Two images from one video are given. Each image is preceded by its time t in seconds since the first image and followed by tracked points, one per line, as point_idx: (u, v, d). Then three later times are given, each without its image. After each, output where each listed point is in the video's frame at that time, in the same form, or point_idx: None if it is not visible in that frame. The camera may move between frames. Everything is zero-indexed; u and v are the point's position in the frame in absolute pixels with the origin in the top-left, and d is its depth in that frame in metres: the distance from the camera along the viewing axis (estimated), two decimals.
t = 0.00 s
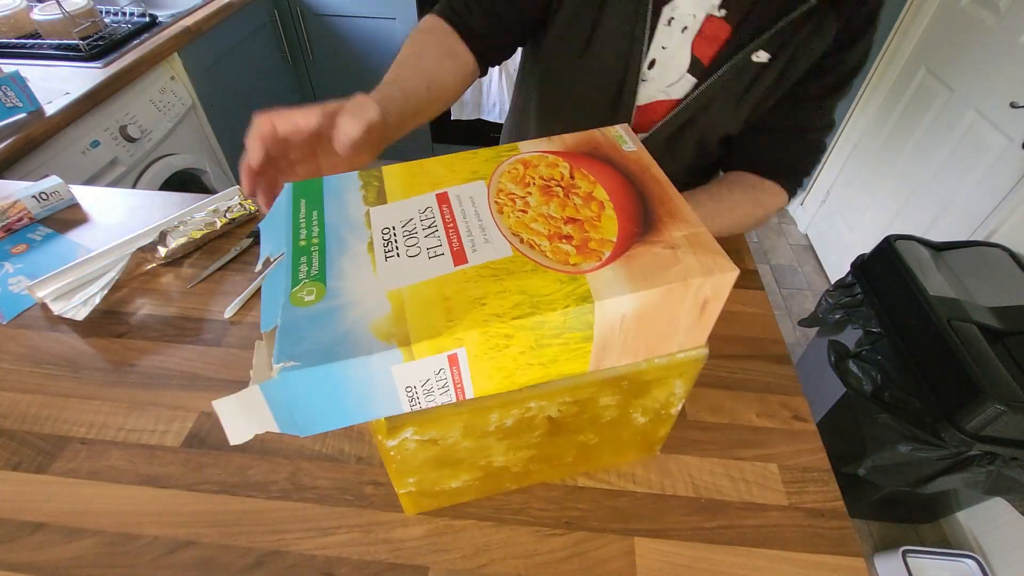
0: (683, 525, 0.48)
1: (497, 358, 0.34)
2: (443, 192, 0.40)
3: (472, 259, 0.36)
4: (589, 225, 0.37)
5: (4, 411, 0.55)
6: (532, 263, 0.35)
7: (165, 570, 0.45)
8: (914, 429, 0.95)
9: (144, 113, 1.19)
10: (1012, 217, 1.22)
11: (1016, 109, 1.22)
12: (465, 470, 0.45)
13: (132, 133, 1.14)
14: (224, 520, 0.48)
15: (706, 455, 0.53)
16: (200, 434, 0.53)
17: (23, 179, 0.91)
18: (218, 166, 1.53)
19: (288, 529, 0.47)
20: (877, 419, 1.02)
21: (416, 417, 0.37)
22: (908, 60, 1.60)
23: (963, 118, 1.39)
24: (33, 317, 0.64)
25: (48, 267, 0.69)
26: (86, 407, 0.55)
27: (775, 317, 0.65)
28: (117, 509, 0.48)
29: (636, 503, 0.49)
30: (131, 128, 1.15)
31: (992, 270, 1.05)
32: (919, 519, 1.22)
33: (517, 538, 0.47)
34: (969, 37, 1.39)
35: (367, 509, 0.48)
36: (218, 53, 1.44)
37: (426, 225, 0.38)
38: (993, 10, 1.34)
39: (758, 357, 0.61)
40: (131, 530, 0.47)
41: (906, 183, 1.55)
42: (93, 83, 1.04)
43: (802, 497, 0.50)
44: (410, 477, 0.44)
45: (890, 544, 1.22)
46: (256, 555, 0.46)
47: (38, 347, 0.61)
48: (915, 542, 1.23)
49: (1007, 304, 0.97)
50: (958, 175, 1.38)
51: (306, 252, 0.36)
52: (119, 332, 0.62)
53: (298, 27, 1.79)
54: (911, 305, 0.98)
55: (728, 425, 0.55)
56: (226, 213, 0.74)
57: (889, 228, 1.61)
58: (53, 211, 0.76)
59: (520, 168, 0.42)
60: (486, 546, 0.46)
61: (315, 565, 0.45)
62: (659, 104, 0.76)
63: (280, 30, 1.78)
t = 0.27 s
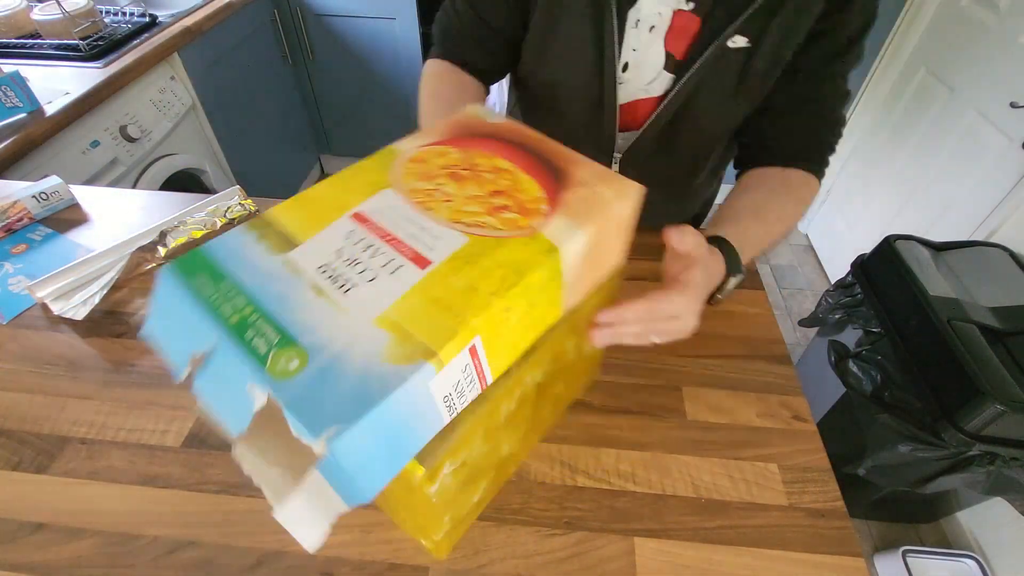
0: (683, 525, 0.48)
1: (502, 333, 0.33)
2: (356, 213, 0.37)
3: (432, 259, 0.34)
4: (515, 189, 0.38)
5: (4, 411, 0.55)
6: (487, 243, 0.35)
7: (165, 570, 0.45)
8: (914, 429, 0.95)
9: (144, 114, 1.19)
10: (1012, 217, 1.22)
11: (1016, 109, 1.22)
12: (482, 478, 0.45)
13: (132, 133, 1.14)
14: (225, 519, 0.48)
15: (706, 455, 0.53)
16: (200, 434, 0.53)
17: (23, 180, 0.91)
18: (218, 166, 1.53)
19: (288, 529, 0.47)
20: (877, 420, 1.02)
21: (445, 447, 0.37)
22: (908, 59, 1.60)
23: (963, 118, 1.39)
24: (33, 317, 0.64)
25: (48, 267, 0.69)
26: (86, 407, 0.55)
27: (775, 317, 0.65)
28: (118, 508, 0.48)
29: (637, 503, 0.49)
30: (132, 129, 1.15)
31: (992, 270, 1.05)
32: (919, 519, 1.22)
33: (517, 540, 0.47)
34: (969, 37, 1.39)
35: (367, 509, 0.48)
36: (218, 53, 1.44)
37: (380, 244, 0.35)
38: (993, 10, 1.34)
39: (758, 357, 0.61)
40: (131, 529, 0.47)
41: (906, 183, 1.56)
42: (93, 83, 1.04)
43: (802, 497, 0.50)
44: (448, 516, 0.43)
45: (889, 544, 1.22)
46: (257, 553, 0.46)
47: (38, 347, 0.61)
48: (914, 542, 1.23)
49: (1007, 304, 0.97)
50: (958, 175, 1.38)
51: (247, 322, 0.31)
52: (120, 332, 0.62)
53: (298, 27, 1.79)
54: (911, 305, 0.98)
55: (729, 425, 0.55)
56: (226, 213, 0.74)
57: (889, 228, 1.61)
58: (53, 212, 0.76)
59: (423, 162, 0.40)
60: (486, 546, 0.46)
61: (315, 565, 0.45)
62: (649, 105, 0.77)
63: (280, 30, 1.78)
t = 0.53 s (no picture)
0: (683, 525, 0.48)
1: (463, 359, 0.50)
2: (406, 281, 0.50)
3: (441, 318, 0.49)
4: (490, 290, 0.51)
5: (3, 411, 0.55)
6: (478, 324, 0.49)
7: (166, 570, 0.45)
8: (914, 429, 0.95)
9: (144, 114, 1.19)
10: (1013, 217, 1.22)
11: (1016, 109, 1.22)
12: (480, 459, 0.46)
13: (132, 133, 1.14)
14: (225, 520, 0.48)
15: (706, 455, 0.53)
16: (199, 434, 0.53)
17: (23, 179, 0.91)
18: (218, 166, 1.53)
19: (289, 529, 0.47)
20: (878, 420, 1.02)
21: (467, 431, 0.37)
22: (908, 60, 1.60)
23: (963, 118, 1.39)
24: (33, 317, 0.64)
25: (48, 267, 0.69)
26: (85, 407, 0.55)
27: (775, 317, 0.65)
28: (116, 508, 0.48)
29: (637, 503, 0.49)
30: (132, 128, 1.15)
31: (993, 271, 1.05)
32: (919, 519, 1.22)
33: (519, 540, 0.47)
34: (970, 37, 1.39)
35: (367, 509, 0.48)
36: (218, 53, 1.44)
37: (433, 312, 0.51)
38: (993, 10, 1.34)
39: (757, 357, 0.61)
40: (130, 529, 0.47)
41: (907, 183, 1.55)
42: (94, 83, 1.04)
43: (802, 497, 0.50)
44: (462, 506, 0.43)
45: (890, 545, 1.22)
46: (256, 553, 0.46)
47: (37, 347, 0.60)
48: (914, 542, 1.23)
49: (1007, 304, 0.97)
50: (958, 175, 1.38)
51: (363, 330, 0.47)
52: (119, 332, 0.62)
53: (298, 27, 1.79)
54: (911, 305, 0.98)
55: (728, 425, 0.55)
56: (226, 213, 0.74)
57: (889, 228, 1.61)
58: (53, 211, 0.76)
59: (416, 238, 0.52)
60: (487, 546, 0.46)
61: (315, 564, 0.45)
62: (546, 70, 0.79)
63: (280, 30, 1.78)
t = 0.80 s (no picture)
0: (682, 525, 0.48)
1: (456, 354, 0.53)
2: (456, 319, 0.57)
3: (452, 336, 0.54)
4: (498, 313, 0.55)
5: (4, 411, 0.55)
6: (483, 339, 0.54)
7: (166, 570, 0.45)
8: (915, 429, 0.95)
9: (144, 114, 1.19)
10: (1012, 217, 1.23)
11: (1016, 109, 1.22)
12: (484, 461, 0.46)
13: (132, 133, 1.14)
14: (225, 519, 0.48)
15: (706, 455, 0.53)
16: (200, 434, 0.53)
17: (23, 179, 0.91)
18: (218, 166, 1.53)
19: (289, 529, 0.47)
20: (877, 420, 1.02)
21: (470, 433, 0.37)
22: (908, 60, 1.60)
23: (963, 118, 1.39)
24: (33, 316, 0.64)
25: (48, 268, 0.69)
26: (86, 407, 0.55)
27: (774, 317, 0.65)
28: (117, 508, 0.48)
29: (636, 503, 0.49)
30: (132, 128, 1.15)
31: (993, 271, 1.05)
32: (919, 519, 1.22)
33: (519, 540, 0.47)
34: (969, 37, 1.39)
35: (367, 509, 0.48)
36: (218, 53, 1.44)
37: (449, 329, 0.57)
38: (993, 10, 1.34)
39: (758, 357, 0.61)
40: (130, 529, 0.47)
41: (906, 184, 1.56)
42: (93, 83, 1.03)
43: (802, 497, 0.50)
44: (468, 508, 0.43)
45: (890, 545, 1.22)
46: (257, 553, 0.46)
47: (38, 347, 0.60)
48: (914, 542, 1.23)
49: (1007, 303, 0.97)
50: (958, 175, 1.38)
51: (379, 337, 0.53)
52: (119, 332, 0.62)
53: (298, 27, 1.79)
54: (911, 305, 0.98)
55: (729, 425, 0.55)
56: (226, 213, 0.74)
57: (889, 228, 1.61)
58: (53, 212, 0.76)
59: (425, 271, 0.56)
60: (487, 546, 0.46)
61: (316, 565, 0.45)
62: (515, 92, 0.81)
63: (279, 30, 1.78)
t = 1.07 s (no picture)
0: (682, 525, 0.48)
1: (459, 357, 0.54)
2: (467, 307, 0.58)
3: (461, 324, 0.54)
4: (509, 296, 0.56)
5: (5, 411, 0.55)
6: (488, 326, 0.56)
7: (166, 570, 0.45)
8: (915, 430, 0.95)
9: (144, 114, 1.19)
10: (1012, 217, 1.23)
11: (1016, 109, 1.22)
12: (484, 462, 0.46)
13: (132, 133, 1.14)
14: (225, 519, 0.48)
15: (706, 455, 0.53)
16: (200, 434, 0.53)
17: (23, 179, 0.91)
18: (218, 166, 1.53)
19: (288, 529, 0.47)
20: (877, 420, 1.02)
21: (470, 433, 0.37)
22: (908, 60, 1.60)
23: (963, 118, 1.39)
24: (34, 316, 0.64)
25: (48, 267, 0.69)
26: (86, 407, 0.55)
27: (775, 316, 0.65)
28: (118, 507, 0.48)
29: (637, 503, 0.49)
30: (132, 128, 1.15)
31: (993, 271, 1.05)
32: (919, 519, 1.22)
33: (519, 540, 0.47)
34: (969, 37, 1.39)
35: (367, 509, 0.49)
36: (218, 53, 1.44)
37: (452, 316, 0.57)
38: (993, 10, 1.34)
39: (758, 357, 0.61)
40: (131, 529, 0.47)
41: (906, 184, 1.56)
42: (93, 83, 1.04)
43: (802, 497, 0.50)
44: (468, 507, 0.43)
45: (890, 545, 1.22)
46: (257, 553, 0.46)
47: (38, 347, 0.61)
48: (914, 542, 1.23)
49: (1007, 303, 0.97)
50: (958, 175, 1.38)
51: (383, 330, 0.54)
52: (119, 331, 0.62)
53: (298, 27, 1.79)
54: (911, 305, 0.98)
55: (728, 425, 0.55)
56: (226, 213, 0.74)
57: (889, 228, 1.61)
58: (53, 212, 0.76)
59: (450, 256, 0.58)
60: (486, 546, 0.46)
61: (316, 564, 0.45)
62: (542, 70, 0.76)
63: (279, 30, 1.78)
